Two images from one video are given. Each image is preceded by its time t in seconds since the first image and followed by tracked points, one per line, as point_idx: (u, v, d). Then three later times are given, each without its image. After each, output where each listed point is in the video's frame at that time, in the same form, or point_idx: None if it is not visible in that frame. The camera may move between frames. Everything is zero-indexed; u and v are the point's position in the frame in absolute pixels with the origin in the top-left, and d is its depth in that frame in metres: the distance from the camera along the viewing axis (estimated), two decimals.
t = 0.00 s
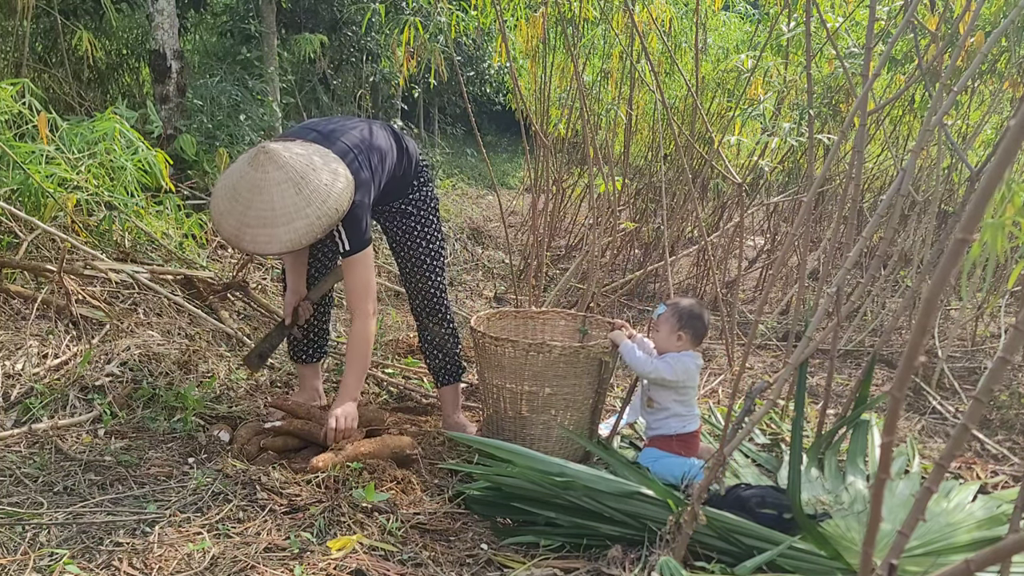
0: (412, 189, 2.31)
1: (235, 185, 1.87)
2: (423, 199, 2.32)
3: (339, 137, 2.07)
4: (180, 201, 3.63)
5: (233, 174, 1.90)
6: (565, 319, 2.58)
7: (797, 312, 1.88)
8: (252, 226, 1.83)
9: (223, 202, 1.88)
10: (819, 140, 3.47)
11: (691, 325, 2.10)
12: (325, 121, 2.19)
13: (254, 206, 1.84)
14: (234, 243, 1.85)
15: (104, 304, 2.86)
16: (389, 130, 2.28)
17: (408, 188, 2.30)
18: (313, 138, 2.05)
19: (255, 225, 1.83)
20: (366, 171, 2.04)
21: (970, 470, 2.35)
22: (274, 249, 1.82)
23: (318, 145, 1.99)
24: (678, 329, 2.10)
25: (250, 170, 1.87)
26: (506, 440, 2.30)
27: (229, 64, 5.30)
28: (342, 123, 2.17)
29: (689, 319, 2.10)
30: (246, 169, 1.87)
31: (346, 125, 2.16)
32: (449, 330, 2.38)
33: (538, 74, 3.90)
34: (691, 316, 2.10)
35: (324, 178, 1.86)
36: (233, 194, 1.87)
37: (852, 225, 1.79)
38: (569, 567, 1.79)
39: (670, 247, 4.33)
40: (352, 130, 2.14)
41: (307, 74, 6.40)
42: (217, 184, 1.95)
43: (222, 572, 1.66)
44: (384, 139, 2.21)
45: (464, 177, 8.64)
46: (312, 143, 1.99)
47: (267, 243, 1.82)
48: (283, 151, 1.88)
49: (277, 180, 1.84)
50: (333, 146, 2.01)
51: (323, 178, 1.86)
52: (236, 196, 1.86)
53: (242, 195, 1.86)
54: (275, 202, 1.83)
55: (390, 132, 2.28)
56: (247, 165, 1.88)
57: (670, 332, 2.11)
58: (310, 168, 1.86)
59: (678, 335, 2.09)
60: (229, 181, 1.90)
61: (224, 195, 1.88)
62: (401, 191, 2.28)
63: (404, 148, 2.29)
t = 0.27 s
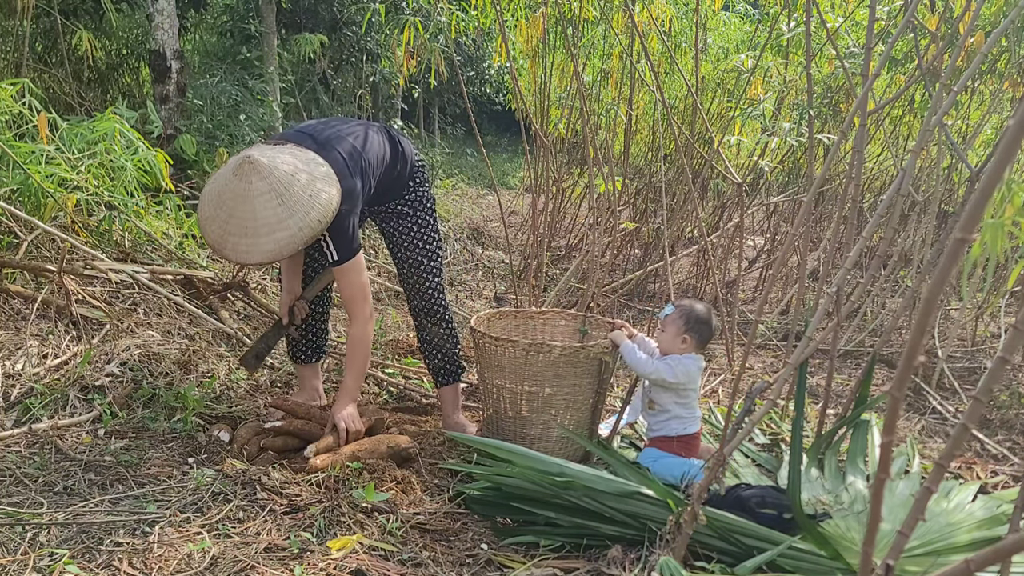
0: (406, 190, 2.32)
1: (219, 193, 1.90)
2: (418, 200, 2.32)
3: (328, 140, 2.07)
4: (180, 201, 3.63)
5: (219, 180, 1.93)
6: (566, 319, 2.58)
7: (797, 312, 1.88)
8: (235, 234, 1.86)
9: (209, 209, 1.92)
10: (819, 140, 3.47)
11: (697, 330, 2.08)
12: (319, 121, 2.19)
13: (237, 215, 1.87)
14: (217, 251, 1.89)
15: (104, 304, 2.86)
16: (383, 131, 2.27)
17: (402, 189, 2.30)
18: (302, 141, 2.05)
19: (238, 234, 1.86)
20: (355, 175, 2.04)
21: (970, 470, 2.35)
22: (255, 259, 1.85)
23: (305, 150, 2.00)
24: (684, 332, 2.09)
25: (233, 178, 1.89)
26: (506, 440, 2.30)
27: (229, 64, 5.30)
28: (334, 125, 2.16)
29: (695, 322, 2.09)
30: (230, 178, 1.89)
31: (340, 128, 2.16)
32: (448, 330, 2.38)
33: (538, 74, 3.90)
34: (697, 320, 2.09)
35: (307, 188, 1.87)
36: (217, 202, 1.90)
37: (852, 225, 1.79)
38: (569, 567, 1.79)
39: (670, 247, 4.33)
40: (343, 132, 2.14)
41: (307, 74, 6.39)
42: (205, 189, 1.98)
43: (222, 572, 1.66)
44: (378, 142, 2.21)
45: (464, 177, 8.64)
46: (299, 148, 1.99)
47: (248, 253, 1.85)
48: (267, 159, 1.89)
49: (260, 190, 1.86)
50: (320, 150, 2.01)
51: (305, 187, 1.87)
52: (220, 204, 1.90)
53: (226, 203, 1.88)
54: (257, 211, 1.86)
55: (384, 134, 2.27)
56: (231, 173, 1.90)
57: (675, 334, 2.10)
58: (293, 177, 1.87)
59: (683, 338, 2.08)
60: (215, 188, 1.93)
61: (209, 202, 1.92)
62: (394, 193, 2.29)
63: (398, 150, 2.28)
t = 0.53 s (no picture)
0: (401, 191, 2.31)
1: (208, 197, 1.91)
2: (413, 200, 2.32)
3: (319, 141, 2.06)
4: (180, 201, 3.63)
5: (208, 184, 1.94)
6: (565, 319, 2.58)
7: (796, 312, 1.88)
8: (224, 237, 1.87)
9: (200, 213, 1.93)
10: (819, 140, 3.47)
11: (700, 331, 2.07)
12: (313, 124, 2.19)
13: (225, 218, 1.88)
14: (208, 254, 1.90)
15: (104, 304, 2.86)
16: (376, 134, 2.27)
17: (396, 190, 2.30)
18: (292, 143, 2.05)
19: (227, 236, 1.87)
20: (347, 175, 2.04)
21: (970, 470, 2.36)
22: (244, 261, 1.85)
23: (295, 151, 2.00)
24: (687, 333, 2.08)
25: (222, 182, 1.90)
26: (506, 440, 2.30)
27: (228, 64, 5.30)
28: (326, 127, 2.16)
29: (699, 324, 2.07)
30: (218, 181, 1.90)
31: (333, 130, 2.16)
32: (446, 330, 2.38)
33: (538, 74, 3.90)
34: (701, 321, 2.08)
35: (295, 188, 1.87)
36: (207, 205, 1.91)
37: (852, 225, 1.79)
38: (569, 567, 1.79)
39: (670, 247, 4.33)
40: (335, 134, 2.14)
41: (307, 74, 6.40)
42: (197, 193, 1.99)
43: (222, 572, 1.66)
44: (371, 146, 2.21)
45: (464, 177, 8.64)
46: (288, 150, 2.00)
47: (237, 255, 1.86)
48: (254, 162, 1.90)
49: (247, 192, 1.87)
50: (311, 151, 2.01)
51: (294, 187, 1.87)
52: (209, 207, 1.91)
53: (215, 207, 1.89)
54: (246, 214, 1.86)
55: (378, 136, 2.27)
56: (219, 177, 1.91)
57: (679, 335, 2.09)
58: (280, 177, 1.87)
59: (686, 340, 2.07)
60: (205, 192, 1.94)
61: (199, 206, 1.93)
62: (389, 194, 2.28)
63: (392, 152, 2.28)
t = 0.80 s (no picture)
0: (401, 191, 2.31)
1: (208, 193, 1.92)
2: (413, 201, 2.32)
3: (320, 139, 2.06)
4: (180, 201, 3.63)
5: (208, 179, 1.94)
6: (566, 319, 2.58)
7: (797, 312, 1.88)
8: (223, 233, 1.87)
9: (199, 208, 1.93)
10: (819, 140, 3.47)
11: (697, 330, 2.07)
12: (316, 121, 2.19)
13: (225, 214, 1.88)
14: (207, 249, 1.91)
15: (104, 304, 2.86)
16: (378, 133, 2.27)
17: (397, 190, 2.29)
18: (294, 140, 2.05)
19: (226, 232, 1.87)
20: (347, 174, 2.03)
21: (970, 470, 2.36)
22: (243, 257, 1.86)
23: (296, 149, 2.00)
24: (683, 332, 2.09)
25: (222, 178, 1.90)
26: (506, 440, 2.30)
27: (228, 64, 5.30)
28: (328, 125, 2.16)
29: (695, 323, 2.08)
30: (218, 177, 1.90)
31: (335, 127, 2.15)
32: (446, 330, 2.38)
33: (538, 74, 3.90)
34: (697, 319, 2.08)
35: (294, 185, 1.86)
36: (206, 201, 1.91)
37: (852, 225, 1.79)
38: (569, 567, 1.79)
39: (670, 247, 4.33)
40: (336, 132, 2.13)
41: (307, 74, 6.40)
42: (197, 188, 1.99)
43: (222, 572, 1.66)
44: (373, 145, 2.21)
45: (464, 177, 8.64)
46: (289, 146, 1.99)
47: (236, 251, 1.86)
48: (254, 158, 1.90)
49: (247, 188, 1.87)
50: (311, 149, 2.01)
51: (293, 184, 1.86)
52: (209, 203, 1.91)
53: (214, 203, 1.90)
54: (245, 210, 1.86)
55: (379, 135, 2.27)
56: (219, 172, 1.91)
57: (676, 335, 2.09)
58: (280, 174, 1.87)
59: (683, 339, 2.08)
60: (205, 187, 1.94)
61: (199, 201, 1.93)
62: (389, 194, 2.28)
63: (393, 152, 2.28)
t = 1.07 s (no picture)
0: (400, 191, 2.31)
1: (205, 196, 1.93)
2: (412, 201, 2.32)
3: (317, 139, 2.06)
4: (180, 201, 3.63)
5: (206, 182, 1.95)
6: (565, 319, 2.58)
7: (796, 312, 1.88)
8: (220, 235, 1.88)
9: (197, 211, 1.95)
10: (819, 140, 3.47)
11: (689, 314, 2.08)
12: (315, 122, 2.19)
13: (221, 216, 1.89)
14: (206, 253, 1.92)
15: (104, 304, 2.86)
16: (377, 133, 2.27)
17: (396, 190, 2.29)
18: (290, 141, 2.06)
19: (223, 234, 1.88)
20: (344, 173, 2.03)
21: (970, 470, 2.36)
22: (240, 258, 1.86)
23: (293, 149, 2.00)
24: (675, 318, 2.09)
25: (218, 180, 1.91)
26: (506, 440, 2.30)
27: (228, 64, 5.30)
28: (326, 126, 2.16)
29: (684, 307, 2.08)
30: (214, 179, 1.91)
31: (333, 128, 2.15)
32: (445, 330, 2.38)
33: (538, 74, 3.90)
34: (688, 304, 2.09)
35: (290, 184, 1.86)
36: (203, 203, 1.92)
37: (852, 225, 1.79)
38: (569, 567, 1.79)
39: (670, 247, 4.33)
40: (334, 132, 2.13)
41: (307, 74, 6.40)
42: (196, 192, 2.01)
43: (222, 572, 1.66)
44: (372, 145, 2.20)
45: (464, 177, 8.64)
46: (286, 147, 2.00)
47: (234, 252, 1.86)
48: (249, 159, 1.90)
49: (242, 189, 1.87)
50: (308, 148, 2.01)
51: (289, 183, 1.86)
52: (206, 205, 1.92)
53: (211, 206, 1.91)
54: (241, 211, 1.87)
55: (378, 135, 2.27)
56: (216, 174, 1.92)
57: (670, 323, 2.08)
58: (275, 173, 1.87)
59: (677, 325, 2.07)
60: (203, 190, 1.96)
61: (196, 204, 1.95)
62: (388, 194, 2.28)
63: (392, 152, 2.28)
